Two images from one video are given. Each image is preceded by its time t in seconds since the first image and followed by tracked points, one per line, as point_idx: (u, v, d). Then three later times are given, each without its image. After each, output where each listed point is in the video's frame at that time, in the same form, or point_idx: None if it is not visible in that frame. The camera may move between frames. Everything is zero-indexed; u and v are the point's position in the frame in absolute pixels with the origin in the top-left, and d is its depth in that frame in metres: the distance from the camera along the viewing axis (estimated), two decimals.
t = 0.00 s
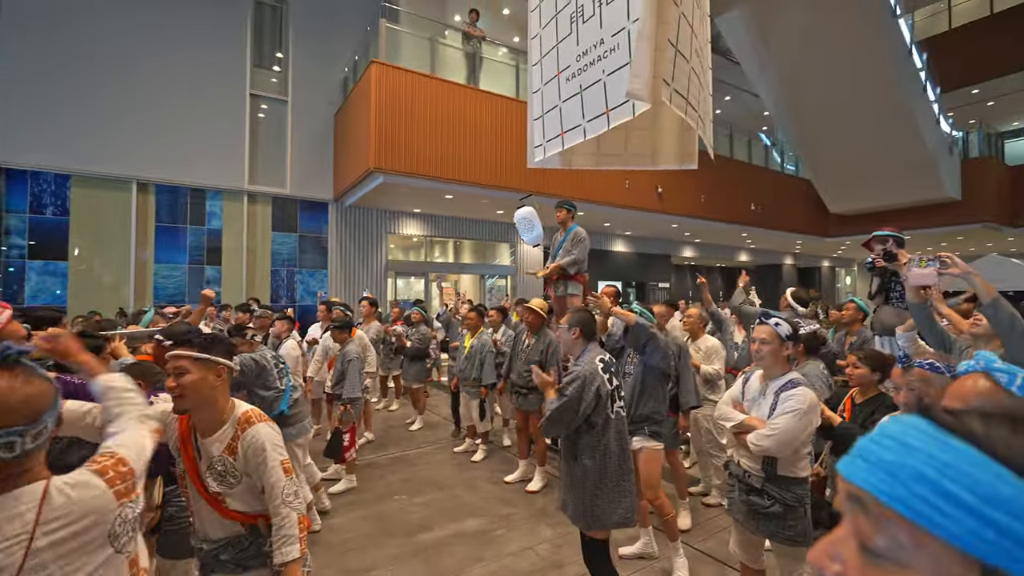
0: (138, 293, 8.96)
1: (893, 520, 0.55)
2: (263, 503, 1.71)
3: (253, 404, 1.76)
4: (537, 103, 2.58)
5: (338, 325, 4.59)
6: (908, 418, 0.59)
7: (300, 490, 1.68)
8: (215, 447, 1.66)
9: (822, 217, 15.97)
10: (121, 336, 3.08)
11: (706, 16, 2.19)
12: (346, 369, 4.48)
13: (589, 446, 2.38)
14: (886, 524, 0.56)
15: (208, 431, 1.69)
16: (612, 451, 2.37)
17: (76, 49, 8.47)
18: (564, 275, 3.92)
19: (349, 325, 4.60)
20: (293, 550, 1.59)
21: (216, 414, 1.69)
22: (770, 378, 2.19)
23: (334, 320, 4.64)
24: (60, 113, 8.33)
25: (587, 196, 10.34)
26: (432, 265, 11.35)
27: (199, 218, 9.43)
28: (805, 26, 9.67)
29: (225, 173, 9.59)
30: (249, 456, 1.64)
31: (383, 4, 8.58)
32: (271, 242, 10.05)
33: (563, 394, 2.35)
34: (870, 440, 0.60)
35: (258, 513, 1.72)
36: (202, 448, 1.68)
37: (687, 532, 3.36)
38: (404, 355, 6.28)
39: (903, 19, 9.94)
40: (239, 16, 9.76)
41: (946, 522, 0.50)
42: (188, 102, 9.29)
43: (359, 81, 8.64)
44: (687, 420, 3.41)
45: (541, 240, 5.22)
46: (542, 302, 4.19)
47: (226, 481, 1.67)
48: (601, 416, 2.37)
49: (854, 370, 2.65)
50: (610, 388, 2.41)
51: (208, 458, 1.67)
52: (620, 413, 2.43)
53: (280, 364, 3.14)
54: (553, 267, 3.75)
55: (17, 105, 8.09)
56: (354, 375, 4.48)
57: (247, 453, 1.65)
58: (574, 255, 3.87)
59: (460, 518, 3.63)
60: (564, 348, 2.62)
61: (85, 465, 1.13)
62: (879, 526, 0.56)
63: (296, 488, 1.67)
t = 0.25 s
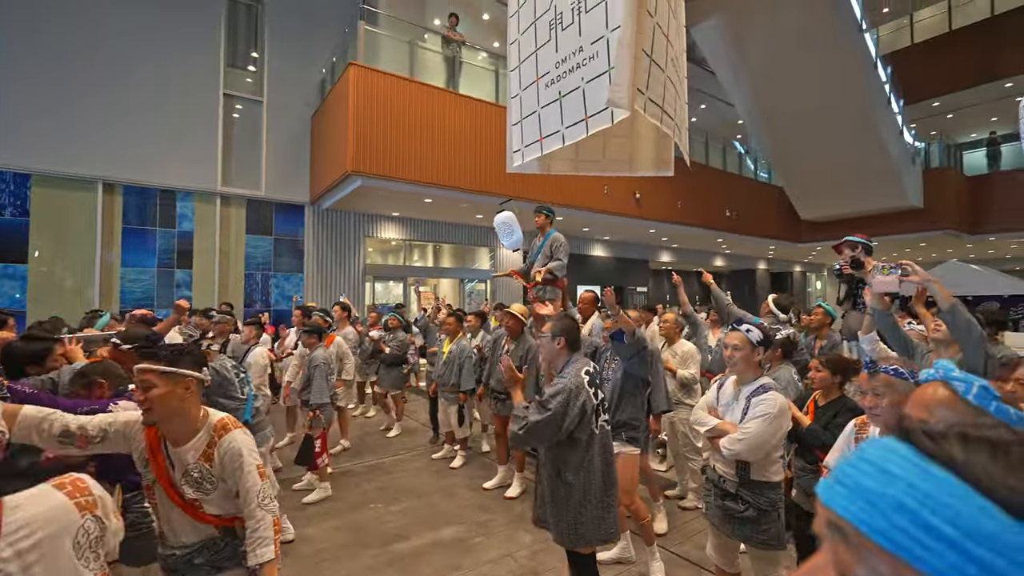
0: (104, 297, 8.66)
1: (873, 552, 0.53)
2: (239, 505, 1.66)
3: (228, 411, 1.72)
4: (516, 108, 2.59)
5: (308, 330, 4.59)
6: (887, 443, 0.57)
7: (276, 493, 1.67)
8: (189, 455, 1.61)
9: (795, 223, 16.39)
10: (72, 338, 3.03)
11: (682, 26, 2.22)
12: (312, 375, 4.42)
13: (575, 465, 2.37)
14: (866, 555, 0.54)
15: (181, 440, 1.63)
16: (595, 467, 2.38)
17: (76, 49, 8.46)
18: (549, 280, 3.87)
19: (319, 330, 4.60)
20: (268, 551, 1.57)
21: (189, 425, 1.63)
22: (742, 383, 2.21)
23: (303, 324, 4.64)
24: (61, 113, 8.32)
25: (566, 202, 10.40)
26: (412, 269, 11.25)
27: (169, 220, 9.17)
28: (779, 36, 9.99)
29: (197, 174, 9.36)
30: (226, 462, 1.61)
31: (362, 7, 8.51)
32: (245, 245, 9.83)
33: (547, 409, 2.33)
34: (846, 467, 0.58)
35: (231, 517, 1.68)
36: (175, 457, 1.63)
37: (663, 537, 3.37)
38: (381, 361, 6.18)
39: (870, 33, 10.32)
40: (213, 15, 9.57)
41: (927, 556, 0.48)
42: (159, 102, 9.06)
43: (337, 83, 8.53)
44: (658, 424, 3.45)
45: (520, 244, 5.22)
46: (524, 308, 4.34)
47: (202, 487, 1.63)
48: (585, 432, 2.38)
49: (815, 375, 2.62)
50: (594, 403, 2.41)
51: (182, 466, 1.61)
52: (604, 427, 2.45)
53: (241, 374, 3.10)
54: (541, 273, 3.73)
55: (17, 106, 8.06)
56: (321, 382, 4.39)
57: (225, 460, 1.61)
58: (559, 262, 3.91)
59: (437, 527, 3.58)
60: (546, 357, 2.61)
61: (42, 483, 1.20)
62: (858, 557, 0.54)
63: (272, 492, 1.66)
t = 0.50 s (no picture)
0: (65, 301, 8.32)
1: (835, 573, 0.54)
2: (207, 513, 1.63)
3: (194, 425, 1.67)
4: (494, 113, 2.59)
5: (273, 335, 4.48)
6: (853, 461, 0.59)
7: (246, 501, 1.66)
8: (154, 470, 1.56)
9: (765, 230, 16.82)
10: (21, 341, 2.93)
11: (656, 36, 2.26)
12: (277, 380, 4.30)
13: (557, 478, 2.38)
14: None
15: (144, 456, 1.58)
16: (576, 478, 2.40)
17: (75, 48, 8.42)
18: (519, 285, 3.90)
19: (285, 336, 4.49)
20: (244, 554, 1.56)
21: (154, 438, 1.58)
22: (714, 387, 2.25)
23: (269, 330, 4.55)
24: (61, 113, 8.28)
25: (544, 207, 10.46)
26: (388, 273, 11.14)
27: (135, 221, 8.87)
28: (750, 43, 10.34)
29: (165, 175, 9.10)
30: (194, 475, 1.58)
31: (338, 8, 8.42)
32: (215, 247, 9.57)
33: (525, 426, 2.31)
34: (809, 481, 0.60)
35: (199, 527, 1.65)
36: (137, 474, 1.57)
37: (638, 540, 3.40)
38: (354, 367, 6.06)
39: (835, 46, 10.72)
40: (183, 11, 9.32)
41: None
42: (125, 100, 8.79)
43: (312, 85, 8.42)
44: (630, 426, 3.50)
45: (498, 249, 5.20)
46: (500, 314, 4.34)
47: (166, 501, 1.59)
48: (564, 445, 2.39)
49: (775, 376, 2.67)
50: (573, 415, 2.42)
51: (146, 481, 1.57)
52: (583, 438, 2.48)
53: (200, 380, 2.99)
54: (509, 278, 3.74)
55: (16, 106, 8.00)
56: (287, 388, 4.29)
57: (192, 475, 1.57)
58: (530, 266, 3.88)
59: (413, 535, 3.54)
60: (523, 367, 2.59)
61: (82, 500, 1.17)
62: None
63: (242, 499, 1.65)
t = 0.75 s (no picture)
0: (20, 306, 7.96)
1: None
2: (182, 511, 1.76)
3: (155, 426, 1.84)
4: (469, 119, 2.60)
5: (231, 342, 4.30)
6: (787, 478, 0.62)
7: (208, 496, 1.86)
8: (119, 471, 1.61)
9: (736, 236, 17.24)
10: None
11: (629, 47, 2.31)
12: (237, 390, 4.03)
13: (529, 481, 2.39)
14: None
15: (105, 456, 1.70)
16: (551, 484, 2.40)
17: (76, 48, 8.43)
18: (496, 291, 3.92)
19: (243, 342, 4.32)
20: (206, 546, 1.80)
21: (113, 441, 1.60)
22: (682, 392, 2.30)
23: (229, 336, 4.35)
24: (62, 113, 8.28)
25: (520, 212, 10.51)
26: (363, 277, 11.00)
27: (96, 223, 8.55)
28: (722, 52, 10.65)
29: (130, 175, 8.82)
30: (157, 474, 1.75)
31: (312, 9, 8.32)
32: (182, 250, 9.30)
33: (498, 428, 2.31)
34: (744, 498, 0.63)
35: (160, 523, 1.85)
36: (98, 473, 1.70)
37: (611, 543, 3.44)
38: (323, 373, 5.95)
39: (800, 60, 11.12)
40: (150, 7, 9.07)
41: None
42: (87, 98, 8.50)
43: (285, 86, 8.29)
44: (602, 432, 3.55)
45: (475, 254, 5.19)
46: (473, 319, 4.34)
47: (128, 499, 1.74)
48: (536, 450, 2.40)
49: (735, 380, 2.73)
50: (545, 418, 2.44)
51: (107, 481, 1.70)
52: (555, 442, 2.49)
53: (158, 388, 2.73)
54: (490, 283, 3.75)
55: (18, 105, 7.99)
56: (249, 397, 4.05)
57: (155, 473, 1.75)
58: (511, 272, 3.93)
59: (386, 543, 3.50)
60: (494, 372, 2.60)
61: (150, 516, 1.21)
62: None
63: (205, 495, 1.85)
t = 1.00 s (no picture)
0: None
1: None
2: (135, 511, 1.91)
3: (105, 429, 1.80)
4: (449, 124, 2.62)
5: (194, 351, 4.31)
6: (718, 486, 0.63)
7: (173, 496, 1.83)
8: (67, 476, 1.67)
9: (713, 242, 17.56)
10: None
11: (608, 55, 2.35)
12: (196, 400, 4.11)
13: (499, 481, 2.41)
14: None
15: (52, 465, 1.67)
16: (520, 486, 2.42)
17: (43, 46, 8.20)
18: (473, 296, 3.91)
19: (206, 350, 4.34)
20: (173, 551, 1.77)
21: (61, 449, 1.66)
22: (656, 398, 2.35)
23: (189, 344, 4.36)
24: (61, 114, 8.28)
25: (501, 217, 10.54)
26: (342, 281, 10.88)
27: (63, 225, 8.29)
28: (700, 62, 10.89)
29: (98, 176, 8.57)
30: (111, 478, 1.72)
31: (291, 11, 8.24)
32: (154, 253, 9.07)
33: (472, 430, 2.33)
34: (681, 514, 0.62)
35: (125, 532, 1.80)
36: (47, 482, 1.67)
37: (589, 548, 3.46)
38: (297, 379, 5.85)
39: (774, 71, 11.43)
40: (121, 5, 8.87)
41: None
42: (54, 96, 8.26)
43: (263, 87, 8.17)
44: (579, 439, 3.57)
45: (456, 258, 5.18)
46: (450, 323, 4.32)
47: (82, 507, 1.70)
48: (509, 451, 2.42)
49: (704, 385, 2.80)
50: (518, 420, 2.45)
51: (58, 488, 1.67)
52: (526, 445, 2.50)
53: (117, 395, 2.86)
54: (462, 287, 3.74)
55: (16, 105, 7.97)
56: (207, 408, 4.12)
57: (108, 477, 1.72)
58: (483, 277, 3.91)
59: (362, 552, 3.45)
60: (469, 376, 2.59)
61: (194, 514, 1.28)
62: None
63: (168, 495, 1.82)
